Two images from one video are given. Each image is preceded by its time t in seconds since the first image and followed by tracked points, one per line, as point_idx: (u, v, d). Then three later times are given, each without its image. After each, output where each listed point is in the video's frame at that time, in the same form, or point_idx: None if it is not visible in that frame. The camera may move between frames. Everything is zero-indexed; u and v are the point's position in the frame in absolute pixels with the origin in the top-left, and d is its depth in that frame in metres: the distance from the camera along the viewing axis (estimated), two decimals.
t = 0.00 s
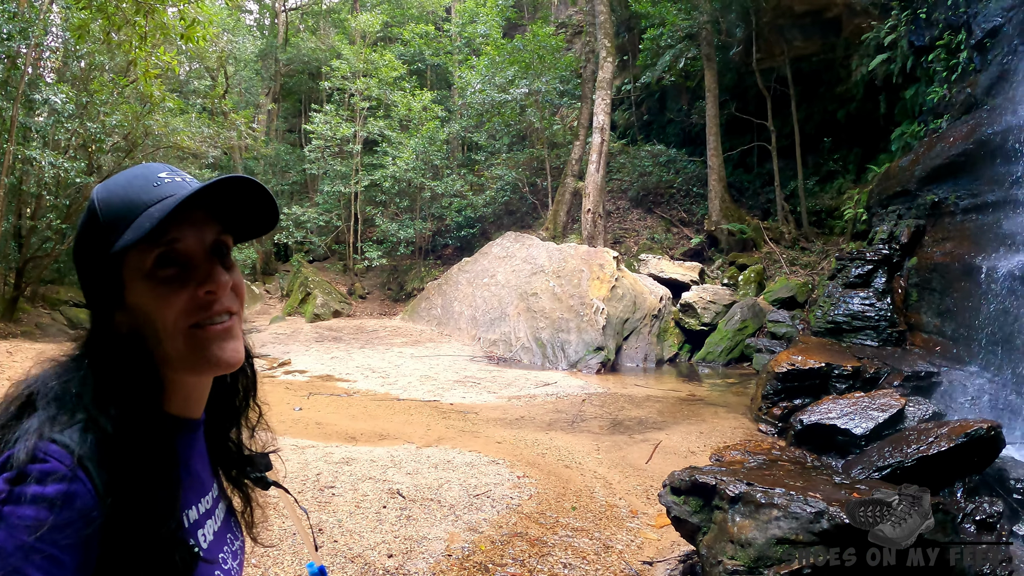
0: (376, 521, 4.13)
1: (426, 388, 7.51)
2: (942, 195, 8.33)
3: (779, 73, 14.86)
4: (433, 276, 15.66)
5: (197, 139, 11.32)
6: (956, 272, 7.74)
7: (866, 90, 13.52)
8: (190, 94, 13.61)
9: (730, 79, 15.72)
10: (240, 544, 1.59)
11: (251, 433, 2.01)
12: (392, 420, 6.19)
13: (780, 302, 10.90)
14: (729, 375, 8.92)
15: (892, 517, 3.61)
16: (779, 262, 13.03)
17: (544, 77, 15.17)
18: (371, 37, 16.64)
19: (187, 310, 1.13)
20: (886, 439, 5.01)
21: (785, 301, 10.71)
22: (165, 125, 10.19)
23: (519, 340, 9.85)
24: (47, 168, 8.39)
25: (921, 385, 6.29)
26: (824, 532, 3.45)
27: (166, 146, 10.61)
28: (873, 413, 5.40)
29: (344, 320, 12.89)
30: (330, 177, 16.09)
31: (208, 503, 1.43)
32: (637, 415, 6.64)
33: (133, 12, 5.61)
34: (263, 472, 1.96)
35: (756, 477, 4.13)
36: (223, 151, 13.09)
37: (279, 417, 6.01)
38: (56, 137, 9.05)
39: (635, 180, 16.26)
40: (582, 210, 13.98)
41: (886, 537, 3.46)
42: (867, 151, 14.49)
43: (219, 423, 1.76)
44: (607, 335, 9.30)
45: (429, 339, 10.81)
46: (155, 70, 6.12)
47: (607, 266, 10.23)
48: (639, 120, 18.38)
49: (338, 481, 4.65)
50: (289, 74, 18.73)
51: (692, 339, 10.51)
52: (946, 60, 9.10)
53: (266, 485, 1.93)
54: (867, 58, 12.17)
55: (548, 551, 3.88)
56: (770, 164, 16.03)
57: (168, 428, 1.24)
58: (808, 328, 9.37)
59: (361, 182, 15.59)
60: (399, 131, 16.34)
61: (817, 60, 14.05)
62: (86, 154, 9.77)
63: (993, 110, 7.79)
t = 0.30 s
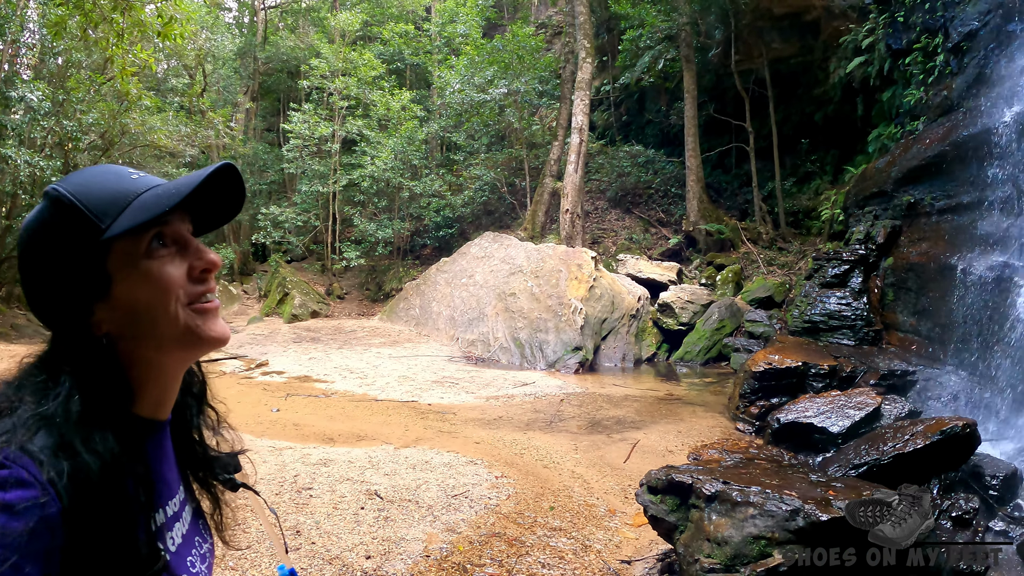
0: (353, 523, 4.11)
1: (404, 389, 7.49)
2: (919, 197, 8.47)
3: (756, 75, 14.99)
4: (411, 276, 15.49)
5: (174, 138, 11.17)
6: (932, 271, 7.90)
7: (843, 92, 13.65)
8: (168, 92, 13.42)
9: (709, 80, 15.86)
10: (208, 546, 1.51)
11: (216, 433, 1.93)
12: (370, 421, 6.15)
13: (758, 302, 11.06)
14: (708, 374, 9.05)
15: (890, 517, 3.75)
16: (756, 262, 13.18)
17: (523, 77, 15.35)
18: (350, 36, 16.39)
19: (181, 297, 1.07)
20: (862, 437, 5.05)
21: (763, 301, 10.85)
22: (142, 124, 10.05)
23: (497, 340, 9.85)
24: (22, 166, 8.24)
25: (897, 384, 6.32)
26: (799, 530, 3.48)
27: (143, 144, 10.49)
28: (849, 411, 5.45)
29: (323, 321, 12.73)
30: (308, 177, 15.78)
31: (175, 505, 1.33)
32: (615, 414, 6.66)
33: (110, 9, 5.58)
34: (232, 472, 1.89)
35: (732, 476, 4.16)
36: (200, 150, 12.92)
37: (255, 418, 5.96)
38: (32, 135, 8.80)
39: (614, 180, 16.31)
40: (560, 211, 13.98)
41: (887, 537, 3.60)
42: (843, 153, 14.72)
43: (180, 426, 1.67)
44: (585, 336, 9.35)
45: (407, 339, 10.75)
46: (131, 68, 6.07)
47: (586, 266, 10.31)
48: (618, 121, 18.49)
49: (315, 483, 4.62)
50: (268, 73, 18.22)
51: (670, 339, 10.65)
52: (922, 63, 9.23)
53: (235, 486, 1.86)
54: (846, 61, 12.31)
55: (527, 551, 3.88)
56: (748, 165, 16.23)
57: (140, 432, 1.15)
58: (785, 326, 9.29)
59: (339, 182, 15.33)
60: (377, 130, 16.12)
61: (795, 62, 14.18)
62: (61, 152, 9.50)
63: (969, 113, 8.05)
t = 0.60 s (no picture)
0: (329, 524, 4.08)
1: (380, 390, 7.46)
2: (893, 199, 8.60)
3: (733, 76, 15.17)
4: (387, 277, 15.29)
5: (148, 137, 10.93)
6: (906, 271, 7.99)
7: (820, 94, 13.82)
8: (143, 90, 13.45)
9: (684, 83, 16.11)
10: (172, 550, 1.47)
11: (178, 435, 1.84)
12: (345, 422, 6.13)
13: (733, 301, 11.23)
14: (684, 373, 9.18)
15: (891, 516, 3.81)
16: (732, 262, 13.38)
17: (500, 78, 15.14)
18: (328, 35, 16.04)
19: (145, 295, 1.03)
20: (837, 436, 5.09)
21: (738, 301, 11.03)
22: (117, 122, 9.82)
23: (473, 341, 9.83)
24: None
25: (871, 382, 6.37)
26: (772, 527, 3.51)
27: (118, 144, 10.23)
28: (824, 410, 5.50)
29: (298, 322, 12.54)
30: (285, 176, 15.35)
31: (139, 508, 1.30)
32: (592, 414, 6.68)
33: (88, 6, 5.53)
34: (196, 476, 1.83)
35: (707, 475, 4.17)
36: (175, 149, 12.64)
37: (231, 421, 5.92)
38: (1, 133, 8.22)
39: (590, 181, 16.36)
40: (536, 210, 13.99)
41: (886, 537, 3.66)
42: (819, 154, 14.84)
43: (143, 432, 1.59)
44: (561, 335, 9.41)
45: (383, 340, 10.67)
46: (106, 65, 5.99)
47: (562, 266, 10.38)
48: (595, 121, 18.64)
49: (290, 485, 4.59)
50: (245, 71, 17.70)
51: (646, 338, 10.72)
52: (898, 66, 9.41)
53: (198, 490, 1.80)
54: (822, 64, 12.46)
55: (503, 552, 3.88)
56: (722, 166, 16.49)
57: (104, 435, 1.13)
58: (760, 326, 9.49)
59: (315, 182, 14.99)
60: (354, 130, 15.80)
61: (772, 64, 14.36)
62: (34, 152, 8.97)
63: (942, 116, 8.16)
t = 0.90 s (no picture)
0: (301, 526, 4.04)
1: (353, 390, 7.44)
2: (863, 199, 8.90)
3: (706, 78, 15.39)
4: (360, 277, 15.11)
5: (121, 135, 10.69)
6: (875, 271, 8.23)
7: (793, 96, 14.05)
8: (114, 87, 13.51)
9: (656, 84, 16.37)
10: (132, 555, 1.42)
11: (142, 441, 1.81)
12: (317, 423, 6.09)
13: (706, 301, 11.40)
14: (658, 373, 9.29)
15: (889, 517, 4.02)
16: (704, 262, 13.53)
17: (475, 77, 15.32)
18: (302, 33, 15.85)
19: (105, 294, 1.00)
20: (807, 433, 5.16)
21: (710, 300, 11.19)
22: (89, 120, 9.58)
23: (446, 341, 9.82)
24: None
25: (841, 380, 6.60)
26: (741, 525, 3.53)
27: (88, 142, 9.80)
28: (795, 408, 5.57)
29: (270, 323, 12.36)
30: (257, 175, 15.11)
31: (100, 512, 1.26)
32: (564, 414, 6.71)
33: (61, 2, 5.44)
34: (157, 479, 1.78)
35: (678, 473, 4.21)
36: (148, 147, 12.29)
37: (202, 423, 5.87)
38: None
39: (563, 181, 16.42)
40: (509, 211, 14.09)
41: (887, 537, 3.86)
42: (791, 155, 15.14)
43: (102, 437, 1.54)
44: (534, 336, 9.48)
45: (356, 340, 10.59)
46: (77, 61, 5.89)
47: (535, 267, 10.43)
48: (568, 121, 18.84)
49: (262, 487, 4.55)
50: (218, 68, 17.42)
51: (619, 338, 10.82)
52: (869, 70, 9.59)
53: (160, 494, 1.76)
54: (794, 66, 12.62)
55: (476, 552, 3.87)
56: (695, 167, 16.73)
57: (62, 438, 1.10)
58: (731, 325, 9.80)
59: (287, 181, 14.73)
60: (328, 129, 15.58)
61: (745, 66, 14.55)
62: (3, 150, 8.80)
63: (913, 118, 8.41)
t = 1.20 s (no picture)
0: (264, 529, 3.99)
1: (315, 391, 7.37)
2: (824, 202, 9.02)
3: (670, 80, 15.62)
4: (323, 277, 14.94)
5: (81, 131, 10.38)
6: (835, 271, 8.46)
7: (755, 99, 14.20)
8: (75, 83, 12.64)
9: (621, 86, 16.59)
10: (88, 558, 1.35)
11: (96, 444, 1.73)
12: (280, 425, 6.02)
13: (669, 301, 11.58)
14: (620, 371, 9.40)
15: (892, 517, 4.43)
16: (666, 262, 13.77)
17: (439, 77, 15.38)
18: (266, 30, 15.56)
19: (52, 295, 0.96)
20: (767, 431, 5.25)
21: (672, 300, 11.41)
22: (46, 116, 9.32)
23: (409, 341, 9.77)
24: None
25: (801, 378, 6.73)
26: (700, 522, 3.58)
27: (48, 138, 9.59)
28: (756, 406, 5.66)
29: (232, 324, 12.14)
30: (219, 173, 14.67)
31: (52, 515, 1.20)
32: (527, 413, 6.73)
33: None
34: (113, 481, 1.70)
35: (638, 471, 4.24)
36: (108, 145, 11.94)
37: (163, 426, 5.77)
38: None
39: (527, 181, 16.44)
40: (471, 211, 14.14)
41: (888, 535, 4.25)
42: (752, 157, 15.45)
43: (56, 440, 1.44)
44: (496, 336, 9.52)
45: (318, 341, 10.44)
46: (35, 55, 5.71)
47: (497, 267, 10.50)
48: (533, 122, 18.99)
49: (224, 490, 4.48)
50: (181, 65, 17.04)
51: (581, 337, 10.91)
52: (831, 74, 10.01)
53: (117, 497, 1.68)
54: (757, 70, 12.85)
55: (439, 552, 3.86)
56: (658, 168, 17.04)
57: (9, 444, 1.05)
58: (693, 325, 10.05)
59: (250, 180, 14.46)
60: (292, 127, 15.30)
61: (710, 69, 14.77)
62: None
63: (873, 121, 8.62)
